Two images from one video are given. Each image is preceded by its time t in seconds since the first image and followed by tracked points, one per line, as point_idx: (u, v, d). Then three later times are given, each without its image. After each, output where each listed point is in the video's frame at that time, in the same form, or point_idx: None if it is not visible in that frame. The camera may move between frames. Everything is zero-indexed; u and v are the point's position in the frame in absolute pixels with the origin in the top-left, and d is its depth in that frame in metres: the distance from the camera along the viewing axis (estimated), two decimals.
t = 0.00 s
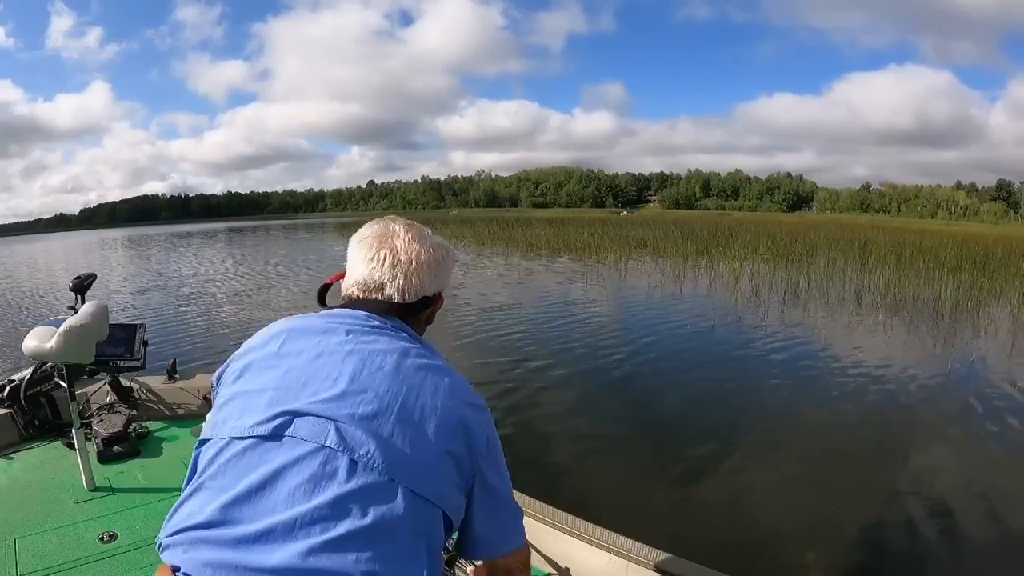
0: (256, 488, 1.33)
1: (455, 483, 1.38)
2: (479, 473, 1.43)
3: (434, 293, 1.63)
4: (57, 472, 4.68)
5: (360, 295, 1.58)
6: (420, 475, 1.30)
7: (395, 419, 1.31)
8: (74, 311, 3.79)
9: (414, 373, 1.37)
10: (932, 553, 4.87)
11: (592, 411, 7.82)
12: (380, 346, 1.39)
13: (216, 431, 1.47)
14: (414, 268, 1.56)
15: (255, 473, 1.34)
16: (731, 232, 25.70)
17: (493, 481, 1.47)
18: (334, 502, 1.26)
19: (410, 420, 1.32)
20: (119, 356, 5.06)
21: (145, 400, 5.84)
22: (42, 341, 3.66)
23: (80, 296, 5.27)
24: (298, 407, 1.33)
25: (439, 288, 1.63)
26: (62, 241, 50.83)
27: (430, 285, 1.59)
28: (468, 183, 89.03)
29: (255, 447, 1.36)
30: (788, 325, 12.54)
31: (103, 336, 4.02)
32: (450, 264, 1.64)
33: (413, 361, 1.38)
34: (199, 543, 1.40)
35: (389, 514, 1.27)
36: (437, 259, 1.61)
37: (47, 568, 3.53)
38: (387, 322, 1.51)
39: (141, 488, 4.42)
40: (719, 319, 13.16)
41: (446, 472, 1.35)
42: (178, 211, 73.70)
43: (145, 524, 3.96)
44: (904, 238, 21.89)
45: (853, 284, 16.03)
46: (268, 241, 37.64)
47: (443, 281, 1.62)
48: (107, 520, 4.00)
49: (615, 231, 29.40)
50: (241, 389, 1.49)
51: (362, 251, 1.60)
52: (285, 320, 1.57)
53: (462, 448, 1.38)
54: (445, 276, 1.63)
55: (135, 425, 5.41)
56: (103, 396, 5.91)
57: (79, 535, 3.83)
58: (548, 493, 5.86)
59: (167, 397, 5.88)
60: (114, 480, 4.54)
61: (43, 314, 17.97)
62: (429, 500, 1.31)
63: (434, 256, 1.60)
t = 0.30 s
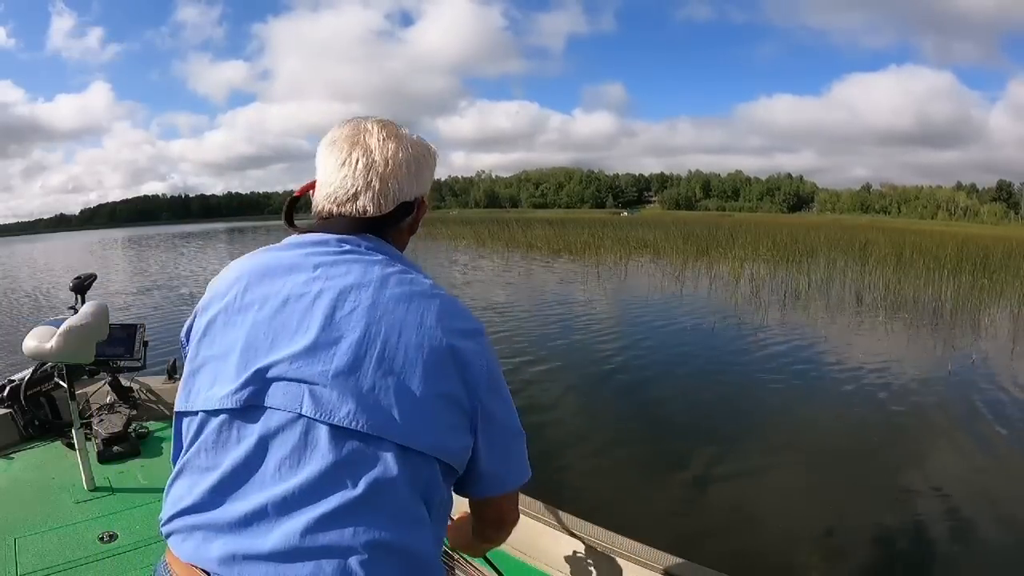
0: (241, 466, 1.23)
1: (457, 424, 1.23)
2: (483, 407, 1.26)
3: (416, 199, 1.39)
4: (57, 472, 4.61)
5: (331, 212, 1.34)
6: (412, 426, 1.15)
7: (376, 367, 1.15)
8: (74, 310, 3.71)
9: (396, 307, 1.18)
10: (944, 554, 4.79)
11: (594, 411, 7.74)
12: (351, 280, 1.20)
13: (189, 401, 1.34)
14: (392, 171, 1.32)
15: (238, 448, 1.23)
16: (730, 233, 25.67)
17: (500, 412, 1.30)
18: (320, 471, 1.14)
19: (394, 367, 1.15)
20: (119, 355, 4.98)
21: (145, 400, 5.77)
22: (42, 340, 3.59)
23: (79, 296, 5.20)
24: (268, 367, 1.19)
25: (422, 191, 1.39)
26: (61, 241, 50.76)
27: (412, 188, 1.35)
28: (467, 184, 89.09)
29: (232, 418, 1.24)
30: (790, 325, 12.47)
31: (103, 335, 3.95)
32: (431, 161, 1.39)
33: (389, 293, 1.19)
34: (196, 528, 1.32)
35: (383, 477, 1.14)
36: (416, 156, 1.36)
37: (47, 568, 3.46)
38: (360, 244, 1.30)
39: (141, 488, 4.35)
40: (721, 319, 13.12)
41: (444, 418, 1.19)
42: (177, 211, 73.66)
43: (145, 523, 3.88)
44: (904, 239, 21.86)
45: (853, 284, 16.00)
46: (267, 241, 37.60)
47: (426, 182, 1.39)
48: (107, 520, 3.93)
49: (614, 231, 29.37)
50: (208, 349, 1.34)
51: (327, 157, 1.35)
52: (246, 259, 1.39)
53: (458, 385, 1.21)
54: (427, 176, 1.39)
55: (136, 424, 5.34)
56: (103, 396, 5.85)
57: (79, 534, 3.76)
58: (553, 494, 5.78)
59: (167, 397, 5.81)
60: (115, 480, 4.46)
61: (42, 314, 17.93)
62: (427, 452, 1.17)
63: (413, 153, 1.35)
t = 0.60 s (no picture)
0: (216, 450, 1.29)
1: (434, 423, 1.19)
2: (464, 408, 1.22)
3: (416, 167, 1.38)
4: (57, 472, 4.63)
5: (338, 180, 1.42)
6: (373, 425, 1.13)
7: (335, 361, 1.15)
8: (74, 311, 3.74)
9: (362, 296, 1.17)
10: (938, 555, 4.80)
11: (593, 413, 7.75)
12: (314, 271, 1.22)
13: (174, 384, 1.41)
14: (389, 137, 1.35)
15: (213, 434, 1.30)
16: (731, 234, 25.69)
17: (484, 412, 1.25)
18: (282, 464, 1.18)
19: (356, 361, 1.14)
20: (119, 356, 5.01)
21: (145, 400, 5.80)
22: (42, 341, 3.62)
23: (80, 296, 5.23)
24: (236, 355, 1.24)
25: (421, 157, 1.38)
26: (63, 241, 50.89)
27: (408, 154, 1.36)
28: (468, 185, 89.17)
29: (208, 404, 1.30)
30: (790, 327, 12.48)
31: (104, 336, 3.98)
32: (442, 136, 1.39)
33: (358, 283, 1.18)
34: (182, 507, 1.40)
35: (346, 474, 1.16)
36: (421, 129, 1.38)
37: (47, 568, 3.48)
38: (338, 228, 1.30)
39: (141, 488, 4.38)
40: (720, 320, 13.14)
41: (417, 415, 1.16)
42: (179, 212, 73.79)
43: (145, 523, 3.91)
44: (905, 240, 21.86)
45: (853, 286, 16.01)
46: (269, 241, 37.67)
47: (428, 151, 1.38)
48: (107, 520, 3.96)
49: (615, 232, 29.40)
50: (192, 333, 1.41)
51: (345, 128, 1.44)
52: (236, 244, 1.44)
53: (433, 381, 1.18)
54: (434, 150, 1.38)
55: (136, 425, 5.37)
56: (103, 396, 5.88)
57: (78, 534, 3.79)
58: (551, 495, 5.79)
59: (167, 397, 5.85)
60: (114, 480, 4.49)
61: (44, 314, 17.99)
62: (393, 453, 1.15)
63: (419, 127, 1.38)
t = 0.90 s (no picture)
0: (204, 435, 1.39)
1: (396, 430, 1.13)
2: (436, 418, 1.13)
3: (417, 147, 1.37)
4: (57, 472, 4.64)
5: (350, 169, 1.46)
6: (318, 429, 1.12)
7: (285, 360, 1.15)
8: (74, 311, 3.75)
9: (318, 294, 1.16)
10: (936, 555, 4.81)
11: (593, 412, 7.75)
12: (281, 270, 1.26)
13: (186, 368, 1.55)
14: (395, 120, 1.41)
15: (202, 421, 1.40)
16: (731, 233, 25.68)
17: (462, 424, 1.14)
18: (243, 460, 1.23)
19: (305, 361, 1.13)
20: (119, 356, 5.02)
21: (145, 400, 5.80)
22: (42, 341, 3.62)
23: (80, 296, 5.23)
24: (212, 348, 1.32)
25: (421, 137, 1.38)
26: (64, 241, 50.89)
27: (407, 136, 1.38)
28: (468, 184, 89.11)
29: (196, 391, 1.40)
30: (790, 326, 12.47)
31: (104, 336, 3.99)
32: (447, 118, 1.39)
33: (319, 280, 1.18)
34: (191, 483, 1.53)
35: (297, 474, 1.17)
36: (428, 114, 1.40)
37: (47, 568, 3.49)
38: (314, 226, 1.31)
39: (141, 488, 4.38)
40: (720, 319, 13.14)
41: (372, 422, 1.12)
42: (179, 211, 73.79)
43: (145, 523, 3.92)
44: (905, 239, 21.82)
45: (853, 284, 15.99)
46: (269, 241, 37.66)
47: (430, 133, 1.37)
48: (107, 520, 3.97)
49: (615, 231, 29.40)
50: (198, 322, 1.52)
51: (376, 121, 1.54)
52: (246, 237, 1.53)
53: (391, 386, 1.12)
54: (440, 136, 1.38)
55: (135, 424, 5.37)
56: (103, 396, 5.89)
57: (79, 534, 3.80)
58: (550, 495, 5.80)
59: (167, 397, 5.85)
60: (114, 480, 4.50)
61: (44, 314, 18.01)
62: (341, 463, 1.13)
63: (428, 111, 1.40)
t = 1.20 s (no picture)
0: (212, 435, 1.29)
1: (408, 426, 1.00)
2: (450, 412, 1.00)
3: (413, 130, 1.21)
4: (57, 472, 4.53)
5: (344, 158, 1.31)
6: (323, 426, 1.01)
7: (286, 356, 1.04)
8: (74, 311, 3.64)
9: (318, 286, 1.05)
10: (953, 553, 4.71)
11: (599, 412, 7.64)
12: (282, 262, 1.15)
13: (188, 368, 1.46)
14: (389, 99, 1.25)
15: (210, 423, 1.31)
16: (731, 233, 25.60)
17: (479, 417, 1.01)
18: (249, 462, 1.13)
19: (305, 360, 1.02)
20: (119, 355, 4.91)
21: (145, 400, 5.69)
22: (41, 340, 3.52)
23: (80, 296, 5.13)
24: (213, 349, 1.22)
25: (415, 118, 1.22)
26: (63, 241, 50.79)
27: (402, 115, 1.22)
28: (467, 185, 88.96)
29: (202, 391, 1.30)
30: (793, 326, 12.38)
31: (104, 336, 3.87)
32: (446, 95, 1.23)
33: (321, 269, 1.06)
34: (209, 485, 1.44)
35: (308, 474, 1.06)
36: (423, 91, 1.24)
37: (47, 568, 3.39)
38: (319, 212, 1.20)
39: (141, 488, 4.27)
40: (722, 319, 13.05)
41: (380, 418, 1.00)
42: (179, 211, 73.70)
43: (145, 523, 3.81)
44: (905, 239, 21.75)
45: (855, 284, 15.91)
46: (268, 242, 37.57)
47: (426, 114, 1.21)
48: (107, 520, 3.85)
49: (615, 231, 29.33)
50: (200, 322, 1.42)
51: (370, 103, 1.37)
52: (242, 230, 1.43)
53: (400, 380, 1.00)
54: (441, 114, 1.22)
55: (136, 424, 5.26)
56: (103, 397, 5.78)
57: (78, 534, 3.69)
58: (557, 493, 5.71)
59: (168, 397, 5.73)
60: (115, 479, 4.38)
61: (42, 314, 17.90)
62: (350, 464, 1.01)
63: (424, 90, 1.24)
